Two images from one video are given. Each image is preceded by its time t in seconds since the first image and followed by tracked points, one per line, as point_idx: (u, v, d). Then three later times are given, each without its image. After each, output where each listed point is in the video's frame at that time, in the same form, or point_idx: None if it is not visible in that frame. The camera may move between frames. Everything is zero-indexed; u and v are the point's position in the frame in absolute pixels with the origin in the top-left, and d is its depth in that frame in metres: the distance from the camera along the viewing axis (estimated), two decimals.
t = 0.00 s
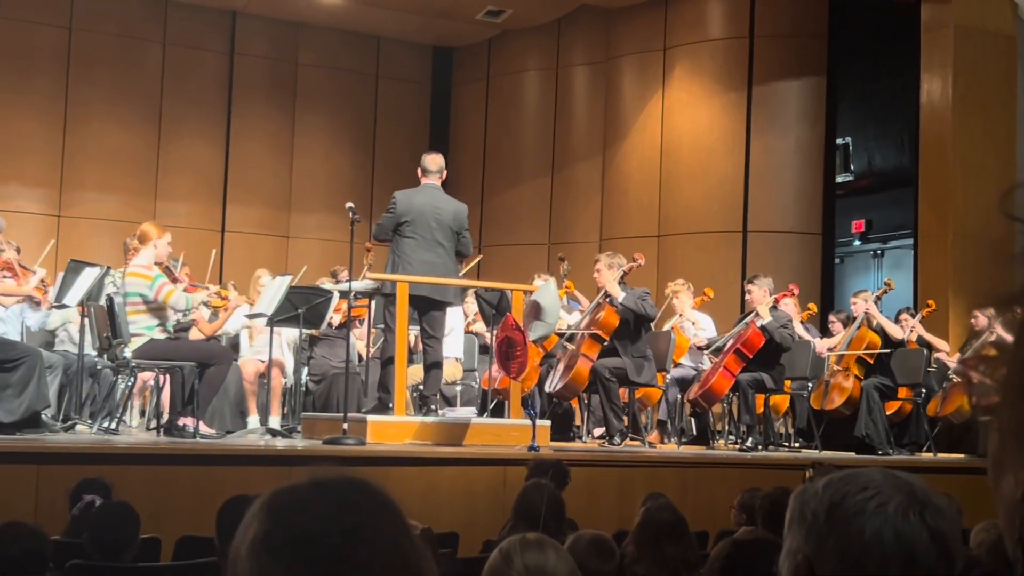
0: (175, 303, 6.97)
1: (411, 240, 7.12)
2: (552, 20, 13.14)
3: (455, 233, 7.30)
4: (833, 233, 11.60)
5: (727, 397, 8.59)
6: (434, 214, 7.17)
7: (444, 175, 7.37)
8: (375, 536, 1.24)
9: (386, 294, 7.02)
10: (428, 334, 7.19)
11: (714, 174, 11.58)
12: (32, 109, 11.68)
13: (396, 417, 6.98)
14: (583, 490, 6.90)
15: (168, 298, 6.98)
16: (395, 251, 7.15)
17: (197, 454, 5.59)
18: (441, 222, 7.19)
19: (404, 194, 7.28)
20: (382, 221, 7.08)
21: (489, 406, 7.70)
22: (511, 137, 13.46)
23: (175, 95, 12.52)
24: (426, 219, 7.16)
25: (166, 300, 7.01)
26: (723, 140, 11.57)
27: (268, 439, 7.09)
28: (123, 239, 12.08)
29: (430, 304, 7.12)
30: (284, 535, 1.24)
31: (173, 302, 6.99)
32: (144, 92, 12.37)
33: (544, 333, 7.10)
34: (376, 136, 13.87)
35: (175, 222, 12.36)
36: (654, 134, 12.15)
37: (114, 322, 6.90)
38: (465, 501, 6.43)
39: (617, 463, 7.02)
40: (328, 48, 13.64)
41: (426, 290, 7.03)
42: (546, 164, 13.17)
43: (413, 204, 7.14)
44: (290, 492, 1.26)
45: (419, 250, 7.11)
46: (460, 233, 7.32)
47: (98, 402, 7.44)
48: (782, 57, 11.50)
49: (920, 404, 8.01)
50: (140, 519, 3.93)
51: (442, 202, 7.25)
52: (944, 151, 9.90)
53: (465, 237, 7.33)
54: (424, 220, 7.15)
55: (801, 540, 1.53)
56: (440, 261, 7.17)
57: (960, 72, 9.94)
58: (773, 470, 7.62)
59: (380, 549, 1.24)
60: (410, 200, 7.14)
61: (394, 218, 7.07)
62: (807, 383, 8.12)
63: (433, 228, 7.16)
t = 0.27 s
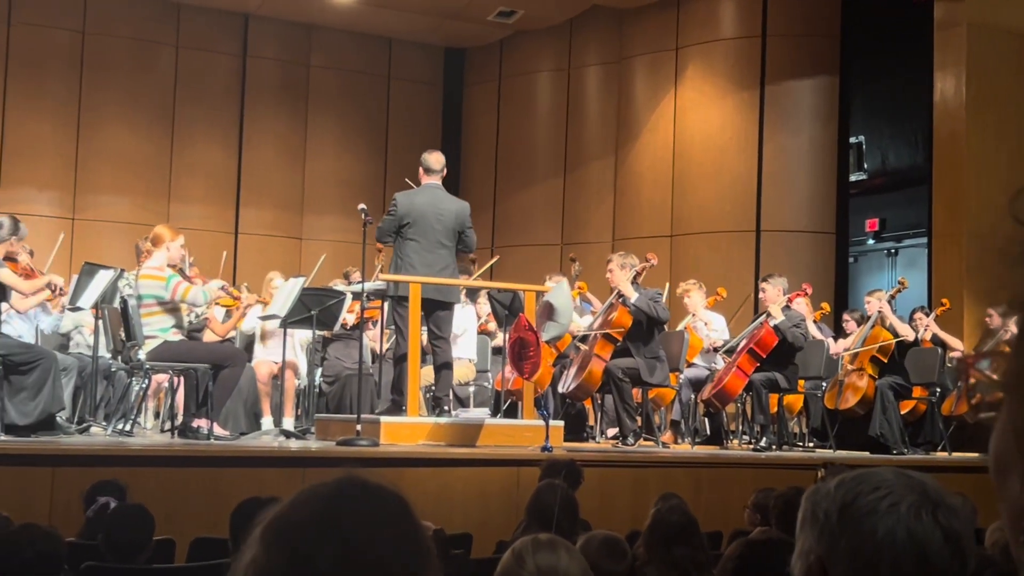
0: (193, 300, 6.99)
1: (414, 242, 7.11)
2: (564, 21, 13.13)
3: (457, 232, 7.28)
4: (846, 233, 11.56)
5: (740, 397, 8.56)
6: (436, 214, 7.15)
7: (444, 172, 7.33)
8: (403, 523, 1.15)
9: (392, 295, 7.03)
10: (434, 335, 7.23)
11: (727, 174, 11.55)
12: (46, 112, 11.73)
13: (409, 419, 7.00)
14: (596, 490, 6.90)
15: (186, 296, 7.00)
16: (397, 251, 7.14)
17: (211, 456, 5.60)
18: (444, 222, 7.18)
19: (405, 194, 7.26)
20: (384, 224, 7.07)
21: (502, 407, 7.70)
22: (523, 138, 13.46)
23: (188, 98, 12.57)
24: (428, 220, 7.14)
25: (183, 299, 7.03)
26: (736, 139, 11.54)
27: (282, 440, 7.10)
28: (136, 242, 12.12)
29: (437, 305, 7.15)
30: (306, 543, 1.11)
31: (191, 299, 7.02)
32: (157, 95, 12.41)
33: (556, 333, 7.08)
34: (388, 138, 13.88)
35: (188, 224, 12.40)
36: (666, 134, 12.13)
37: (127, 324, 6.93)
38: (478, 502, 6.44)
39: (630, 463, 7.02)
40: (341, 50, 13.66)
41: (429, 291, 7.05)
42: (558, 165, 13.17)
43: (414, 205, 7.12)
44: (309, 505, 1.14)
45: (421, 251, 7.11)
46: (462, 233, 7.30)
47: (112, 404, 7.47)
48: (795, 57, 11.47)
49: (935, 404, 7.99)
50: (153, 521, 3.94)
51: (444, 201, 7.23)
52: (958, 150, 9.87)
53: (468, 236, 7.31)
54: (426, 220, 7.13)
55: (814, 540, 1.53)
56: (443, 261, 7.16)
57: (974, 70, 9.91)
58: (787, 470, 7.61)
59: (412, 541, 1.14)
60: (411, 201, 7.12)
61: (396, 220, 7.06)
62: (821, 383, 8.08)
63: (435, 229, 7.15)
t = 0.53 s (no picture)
0: (213, 302, 7.01)
1: (419, 244, 7.13)
2: (576, 21, 13.12)
3: (461, 232, 7.30)
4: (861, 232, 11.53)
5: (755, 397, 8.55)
6: (440, 215, 7.17)
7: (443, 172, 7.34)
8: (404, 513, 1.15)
9: (400, 298, 7.05)
10: (444, 335, 7.25)
11: (741, 173, 11.52)
12: (61, 115, 11.80)
13: (424, 419, 7.01)
14: (610, 491, 6.91)
15: (206, 298, 7.02)
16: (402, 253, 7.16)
17: (227, 458, 5.63)
18: (447, 223, 7.19)
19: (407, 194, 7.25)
20: (390, 226, 7.05)
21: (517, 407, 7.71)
22: (536, 139, 13.45)
23: (202, 100, 12.61)
24: (432, 221, 7.15)
25: (202, 301, 7.04)
26: (750, 138, 11.50)
27: (297, 442, 7.12)
28: (151, 244, 12.17)
29: (445, 305, 7.18)
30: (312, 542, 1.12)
31: (210, 301, 7.04)
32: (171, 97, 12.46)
33: (570, 334, 7.07)
34: (402, 139, 13.89)
35: (203, 226, 12.45)
36: (679, 134, 12.10)
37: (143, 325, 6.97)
38: (493, 502, 6.44)
39: (644, 463, 7.01)
40: (354, 52, 13.67)
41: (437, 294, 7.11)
42: (571, 165, 13.16)
43: (419, 206, 7.11)
44: (317, 508, 1.14)
45: (426, 253, 7.13)
46: (466, 232, 7.33)
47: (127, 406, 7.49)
48: (808, 56, 11.45)
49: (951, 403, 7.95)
50: (169, 523, 3.95)
51: (447, 202, 7.24)
52: (973, 148, 9.83)
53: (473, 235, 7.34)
54: (430, 221, 7.14)
55: (829, 540, 1.53)
56: (448, 262, 7.20)
57: (988, 68, 9.86)
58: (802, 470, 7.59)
59: (416, 533, 1.14)
60: (415, 203, 7.11)
61: (401, 223, 7.05)
62: (836, 382, 8.01)
63: (439, 230, 7.16)
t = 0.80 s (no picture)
0: (228, 303, 7.03)
1: (427, 245, 7.14)
2: (591, 21, 13.11)
3: (470, 230, 7.30)
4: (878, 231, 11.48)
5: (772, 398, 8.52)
6: (447, 215, 7.16)
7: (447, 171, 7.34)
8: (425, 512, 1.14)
9: (412, 300, 7.08)
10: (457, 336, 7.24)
11: (757, 172, 11.48)
12: (78, 119, 11.90)
13: (439, 420, 7.02)
14: (625, 492, 6.90)
15: (221, 299, 7.04)
16: (412, 254, 7.18)
17: (245, 460, 5.66)
18: (455, 222, 7.19)
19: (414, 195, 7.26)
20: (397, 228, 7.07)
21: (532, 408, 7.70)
22: (551, 139, 13.44)
23: (217, 103, 12.65)
24: (439, 221, 7.15)
25: (218, 302, 7.06)
26: (766, 138, 11.45)
27: (313, 443, 7.15)
28: (167, 247, 12.23)
29: (457, 305, 7.19)
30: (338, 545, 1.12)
31: (226, 303, 7.06)
32: (186, 100, 12.50)
33: (587, 334, 7.05)
34: (417, 140, 13.89)
35: (219, 228, 12.49)
36: (695, 134, 12.07)
37: (160, 327, 7.04)
38: (509, 503, 6.44)
39: (659, 464, 7.01)
40: (369, 53, 13.67)
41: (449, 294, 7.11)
42: (587, 165, 13.15)
43: (425, 207, 7.12)
44: (338, 510, 1.13)
45: (435, 253, 7.14)
46: (475, 230, 7.32)
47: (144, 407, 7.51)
48: (824, 55, 11.41)
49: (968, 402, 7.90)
50: (183, 526, 3.97)
51: (453, 201, 7.23)
52: (990, 147, 9.77)
53: (482, 231, 7.32)
54: (438, 221, 7.14)
55: (846, 541, 1.53)
56: (457, 261, 7.20)
57: (1005, 67, 9.80)
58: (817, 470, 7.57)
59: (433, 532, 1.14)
60: (421, 204, 7.12)
61: (408, 224, 7.07)
62: (853, 382, 7.97)
63: (447, 230, 7.17)
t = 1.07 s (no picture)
0: (242, 305, 7.07)
1: (438, 247, 7.15)
2: (605, 21, 13.09)
3: (478, 231, 7.31)
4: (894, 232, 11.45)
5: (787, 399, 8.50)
6: (455, 216, 7.18)
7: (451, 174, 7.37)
8: (446, 522, 1.16)
9: (425, 302, 7.09)
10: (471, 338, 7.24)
11: (772, 173, 11.45)
12: (92, 122, 11.92)
13: (454, 422, 7.03)
14: (639, 493, 6.90)
15: (235, 301, 7.08)
16: (422, 257, 7.18)
17: (262, 462, 5.67)
18: (464, 223, 7.20)
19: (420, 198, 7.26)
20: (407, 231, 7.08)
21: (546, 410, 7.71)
22: (564, 140, 13.43)
23: (230, 105, 12.69)
24: (448, 223, 7.16)
25: (232, 304, 7.10)
26: (779, 136, 11.43)
27: (328, 444, 7.16)
28: (180, 249, 12.26)
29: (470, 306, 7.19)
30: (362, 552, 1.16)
31: (240, 305, 7.10)
32: (199, 103, 12.54)
33: (602, 336, 7.11)
34: (430, 142, 13.85)
35: (231, 231, 12.52)
36: (709, 133, 12.03)
37: (175, 329, 7.09)
38: (523, 504, 6.44)
39: (673, 464, 7.01)
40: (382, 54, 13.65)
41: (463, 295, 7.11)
42: (600, 166, 13.14)
43: (434, 209, 7.13)
44: (361, 510, 1.17)
45: (445, 255, 7.14)
46: (482, 230, 7.33)
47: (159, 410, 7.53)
48: (839, 54, 11.38)
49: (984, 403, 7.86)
50: (199, 528, 3.98)
51: (461, 202, 7.24)
52: (1006, 147, 9.72)
53: (489, 232, 7.34)
54: (447, 222, 7.15)
55: (858, 542, 1.52)
56: (467, 262, 7.20)
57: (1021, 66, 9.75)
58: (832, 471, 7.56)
59: (454, 540, 1.17)
60: (430, 206, 7.12)
61: (418, 227, 7.07)
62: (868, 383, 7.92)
63: (457, 231, 7.17)
